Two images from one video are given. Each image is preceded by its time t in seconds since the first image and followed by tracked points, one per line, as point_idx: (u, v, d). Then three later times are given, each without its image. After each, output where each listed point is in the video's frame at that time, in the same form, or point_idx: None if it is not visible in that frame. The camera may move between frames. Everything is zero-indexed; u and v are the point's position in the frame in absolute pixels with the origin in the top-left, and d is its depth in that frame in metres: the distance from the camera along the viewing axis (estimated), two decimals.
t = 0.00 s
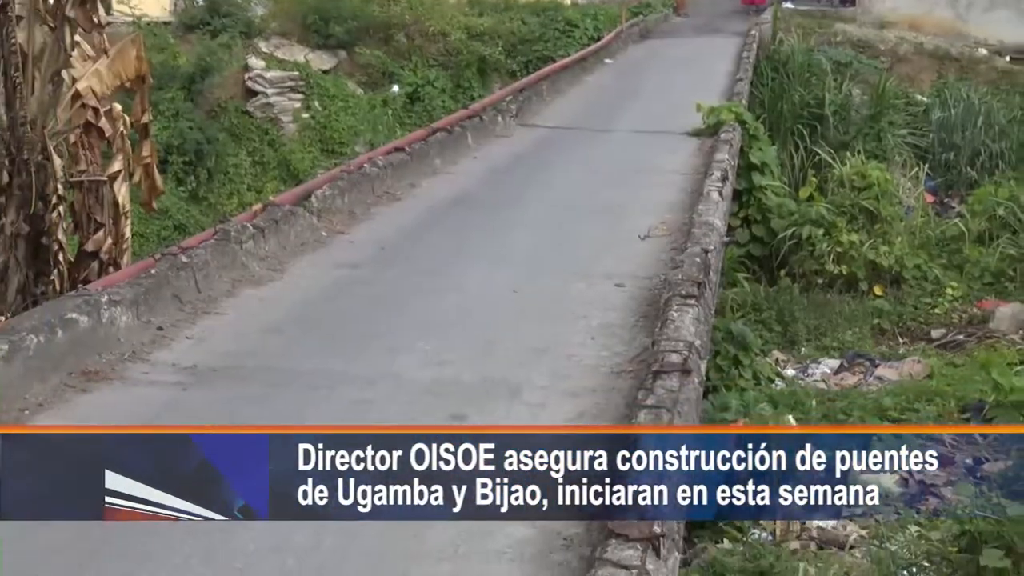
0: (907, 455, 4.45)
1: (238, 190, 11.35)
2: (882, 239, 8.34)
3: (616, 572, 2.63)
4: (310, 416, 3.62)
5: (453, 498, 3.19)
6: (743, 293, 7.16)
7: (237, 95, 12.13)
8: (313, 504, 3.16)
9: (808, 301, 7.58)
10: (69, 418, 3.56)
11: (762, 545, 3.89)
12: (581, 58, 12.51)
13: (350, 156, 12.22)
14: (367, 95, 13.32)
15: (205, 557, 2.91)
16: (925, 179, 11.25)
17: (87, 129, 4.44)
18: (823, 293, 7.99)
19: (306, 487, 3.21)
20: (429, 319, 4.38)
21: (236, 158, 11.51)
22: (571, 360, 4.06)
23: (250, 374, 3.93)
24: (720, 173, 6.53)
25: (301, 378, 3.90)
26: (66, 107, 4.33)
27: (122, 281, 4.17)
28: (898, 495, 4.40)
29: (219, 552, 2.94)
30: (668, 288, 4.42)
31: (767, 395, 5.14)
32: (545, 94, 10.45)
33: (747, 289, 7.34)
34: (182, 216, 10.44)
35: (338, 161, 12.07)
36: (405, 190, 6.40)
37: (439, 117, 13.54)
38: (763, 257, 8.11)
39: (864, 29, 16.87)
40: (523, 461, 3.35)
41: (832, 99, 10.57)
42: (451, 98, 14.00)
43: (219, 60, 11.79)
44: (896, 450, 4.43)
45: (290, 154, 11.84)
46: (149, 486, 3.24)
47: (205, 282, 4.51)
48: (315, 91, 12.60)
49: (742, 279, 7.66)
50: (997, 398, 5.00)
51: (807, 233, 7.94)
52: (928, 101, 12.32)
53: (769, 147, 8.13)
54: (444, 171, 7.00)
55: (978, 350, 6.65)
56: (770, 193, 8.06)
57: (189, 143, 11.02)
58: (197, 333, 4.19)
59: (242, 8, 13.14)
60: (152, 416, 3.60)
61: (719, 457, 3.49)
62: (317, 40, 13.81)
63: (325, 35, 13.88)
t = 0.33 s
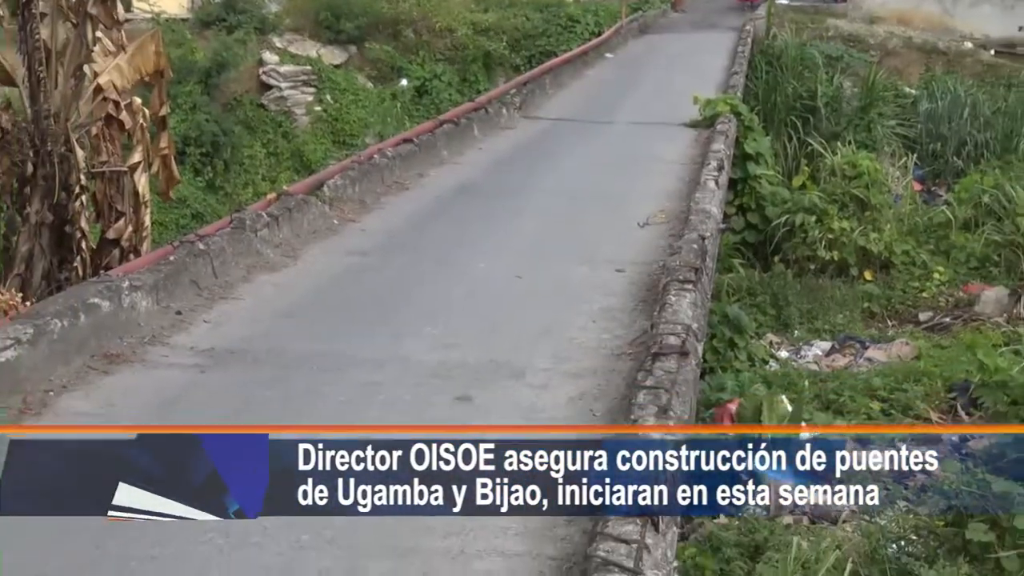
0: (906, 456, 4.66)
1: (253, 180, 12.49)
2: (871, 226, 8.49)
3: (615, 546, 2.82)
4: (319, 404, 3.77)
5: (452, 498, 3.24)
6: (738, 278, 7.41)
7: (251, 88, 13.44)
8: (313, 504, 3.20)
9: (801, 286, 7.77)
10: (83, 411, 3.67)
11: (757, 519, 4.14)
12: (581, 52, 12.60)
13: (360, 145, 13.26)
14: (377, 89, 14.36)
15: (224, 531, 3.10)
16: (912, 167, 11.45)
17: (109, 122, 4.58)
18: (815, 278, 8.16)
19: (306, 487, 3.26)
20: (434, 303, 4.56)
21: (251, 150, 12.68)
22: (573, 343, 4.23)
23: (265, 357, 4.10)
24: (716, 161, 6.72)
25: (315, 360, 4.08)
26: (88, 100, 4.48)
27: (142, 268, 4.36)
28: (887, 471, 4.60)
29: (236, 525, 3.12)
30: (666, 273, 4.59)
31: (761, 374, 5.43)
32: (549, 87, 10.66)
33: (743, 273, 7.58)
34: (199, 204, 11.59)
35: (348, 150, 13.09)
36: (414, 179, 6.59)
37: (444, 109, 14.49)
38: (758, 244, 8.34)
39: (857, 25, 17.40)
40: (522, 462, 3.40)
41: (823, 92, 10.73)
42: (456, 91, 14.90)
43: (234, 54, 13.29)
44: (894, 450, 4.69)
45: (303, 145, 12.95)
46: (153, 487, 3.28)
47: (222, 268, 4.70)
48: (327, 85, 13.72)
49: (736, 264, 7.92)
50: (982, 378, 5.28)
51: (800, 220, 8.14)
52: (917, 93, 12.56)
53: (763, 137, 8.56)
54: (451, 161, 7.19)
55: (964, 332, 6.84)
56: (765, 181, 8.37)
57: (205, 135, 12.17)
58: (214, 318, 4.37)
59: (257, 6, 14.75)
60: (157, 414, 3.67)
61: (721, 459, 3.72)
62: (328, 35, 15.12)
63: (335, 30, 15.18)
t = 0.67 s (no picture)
0: (906, 456, 4.61)
1: (268, 172, 12.73)
2: (862, 216, 9.00)
3: (615, 524, 2.92)
4: (327, 388, 3.94)
5: (452, 497, 3.29)
6: (733, 266, 7.90)
7: (266, 85, 13.84)
8: (316, 501, 3.26)
9: (795, 274, 8.19)
10: (88, 411, 3.74)
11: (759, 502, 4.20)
12: (582, 49, 12.80)
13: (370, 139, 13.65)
14: (386, 85, 14.72)
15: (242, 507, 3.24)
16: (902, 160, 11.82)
17: (129, 117, 4.75)
18: (808, 265, 8.63)
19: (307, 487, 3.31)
20: (442, 290, 4.74)
21: (265, 144, 12.99)
22: (575, 329, 4.40)
23: (279, 343, 4.27)
24: (713, 155, 6.91)
25: (326, 345, 4.26)
26: (110, 96, 4.64)
27: (162, 257, 4.54)
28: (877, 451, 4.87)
29: (253, 502, 3.26)
30: (664, 261, 4.77)
31: (756, 359, 5.81)
32: (551, 82, 10.81)
33: (738, 263, 8.08)
34: (217, 197, 11.58)
35: (359, 143, 13.48)
36: (421, 171, 6.76)
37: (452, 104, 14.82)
38: (753, 233, 8.76)
39: (846, 23, 17.79)
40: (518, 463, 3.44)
41: (816, 87, 11.06)
42: (463, 87, 15.21)
43: (250, 53, 13.41)
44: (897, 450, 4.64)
45: (315, 139, 13.18)
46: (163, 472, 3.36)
47: (238, 257, 4.88)
48: (339, 81, 14.14)
49: (732, 253, 8.41)
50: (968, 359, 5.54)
51: (793, 211, 8.59)
52: (905, 88, 12.93)
53: (758, 131, 8.79)
54: (458, 154, 7.36)
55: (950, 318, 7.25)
56: (759, 173, 8.73)
57: (222, 129, 12.40)
58: (230, 305, 4.55)
59: (271, 5, 15.03)
60: (161, 417, 3.72)
61: (720, 457, 3.94)
62: (341, 34, 15.42)
63: (347, 28, 15.45)
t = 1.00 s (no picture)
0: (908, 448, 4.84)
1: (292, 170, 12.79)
2: (864, 211, 9.13)
3: (626, 508, 3.05)
4: (344, 378, 4.11)
5: (458, 489, 3.39)
6: (739, 260, 8.09)
7: (290, 84, 14.04)
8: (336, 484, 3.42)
9: (799, 267, 8.35)
10: (115, 403, 3.89)
11: (756, 484, 4.49)
12: (595, 49, 13.01)
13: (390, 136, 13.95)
14: (405, 84, 15.05)
15: (265, 489, 3.38)
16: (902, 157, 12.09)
17: (159, 115, 4.87)
18: (812, 259, 8.81)
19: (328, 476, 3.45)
20: (459, 282, 4.92)
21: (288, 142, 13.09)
22: (586, 320, 4.58)
23: (303, 332, 4.46)
24: (720, 152, 7.08)
25: (347, 334, 4.44)
26: (140, 95, 4.80)
27: (190, 249, 4.74)
28: (877, 439, 5.15)
29: (275, 484, 3.41)
30: (673, 255, 4.95)
31: (761, 349, 6.04)
32: (565, 82, 10.98)
33: (744, 256, 8.25)
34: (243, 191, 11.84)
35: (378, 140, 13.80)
36: (439, 168, 6.96)
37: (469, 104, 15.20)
38: (759, 228, 8.93)
39: (849, 25, 18.09)
40: (526, 456, 3.58)
41: (819, 87, 11.36)
42: (479, 86, 15.57)
43: (274, 52, 13.63)
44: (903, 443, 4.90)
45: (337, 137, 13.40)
46: (190, 461, 3.53)
47: (263, 249, 5.07)
48: (360, 81, 14.56)
49: (738, 247, 8.57)
50: (966, 352, 5.87)
51: (797, 206, 8.75)
52: (906, 88, 13.18)
53: (763, 129, 8.95)
54: (474, 151, 7.56)
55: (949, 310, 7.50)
56: (765, 170, 8.88)
57: (247, 126, 12.67)
58: (255, 296, 4.74)
59: (295, 7, 15.38)
60: (186, 407, 3.88)
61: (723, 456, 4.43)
62: (361, 35, 15.63)
63: (367, 30, 15.69)
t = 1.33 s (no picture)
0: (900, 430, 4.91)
1: (320, 164, 13.22)
2: (872, 205, 9.44)
3: (640, 491, 3.16)
4: (368, 366, 4.28)
5: (479, 470, 3.55)
6: (750, 253, 8.24)
7: (319, 83, 14.48)
8: (364, 463, 3.58)
9: (808, 259, 8.54)
10: (148, 388, 4.08)
11: (767, 468, 4.66)
12: (612, 49, 13.25)
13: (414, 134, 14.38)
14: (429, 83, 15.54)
15: (293, 472, 3.52)
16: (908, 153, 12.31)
17: (193, 112, 5.08)
18: (820, 252, 8.95)
19: (354, 457, 3.62)
20: (479, 273, 5.13)
21: (318, 138, 13.55)
22: (601, 309, 4.78)
23: (331, 320, 4.65)
24: (732, 149, 7.26)
25: (373, 322, 4.64)
26: (175, 93, 5.02)
27: (222, 241, 4.94)
28: (883, 426, 5.32)
29: (302, 468, 3.55)
30: (687, 247, 5.15)
31: (771, 338, 6.24)
32: (582, 81, 11.17)
33: (756, 249, 8.41)
34: (273, 185, 12.17)
35: (404, 137, 14.23)
36: (460, 163, 7.21)
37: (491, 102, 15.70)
38: (769, 222, 9.06)
39: (858, 26, 18.37)
40: (544, 441, 3.74)
41: (829, 85, 11.46)
42: (500, 84, 16.12)
43: (305, 53, 14.13)
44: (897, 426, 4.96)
45: (364, 133, 13.91)
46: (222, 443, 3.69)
47: (292, 241, 5.30)
48: (386, 80, 15.00)
49: (750, 241, 8.74)
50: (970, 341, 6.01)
51: (807, 201, 8.90)
52: (912, 86, 13.35)
53: (774, 127, 9.08)
54: (494, 147, 7.81)
55: (953, 301, 7.69)
56: (775, 166, 9.06)
57: (278, 124, 13.02)
58: (285, 287, 4.96)
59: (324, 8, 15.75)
60: (217, 393, 4.06)
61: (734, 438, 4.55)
62: (386, 36, 16.13)
63: (392, 31, 16.19)
